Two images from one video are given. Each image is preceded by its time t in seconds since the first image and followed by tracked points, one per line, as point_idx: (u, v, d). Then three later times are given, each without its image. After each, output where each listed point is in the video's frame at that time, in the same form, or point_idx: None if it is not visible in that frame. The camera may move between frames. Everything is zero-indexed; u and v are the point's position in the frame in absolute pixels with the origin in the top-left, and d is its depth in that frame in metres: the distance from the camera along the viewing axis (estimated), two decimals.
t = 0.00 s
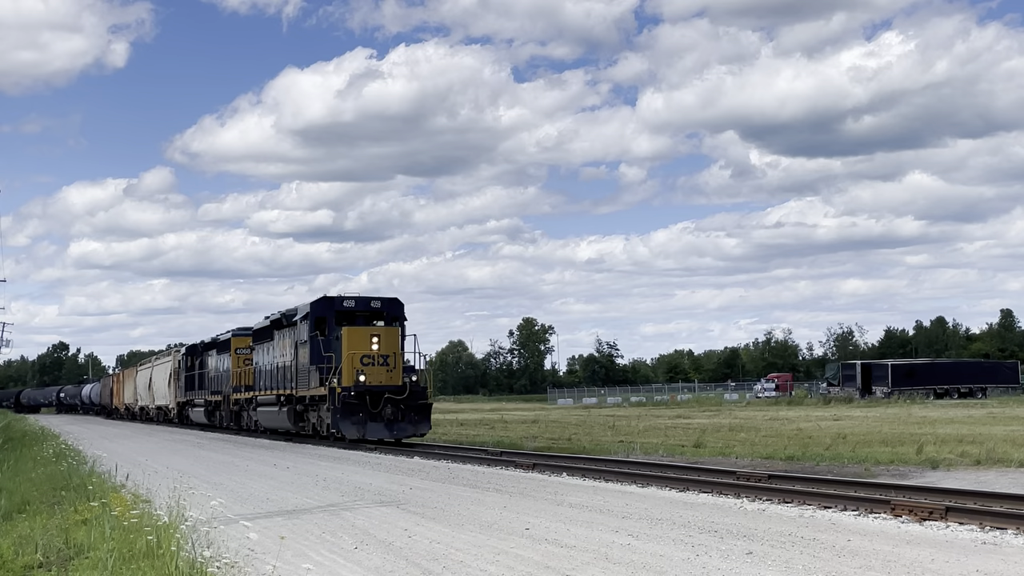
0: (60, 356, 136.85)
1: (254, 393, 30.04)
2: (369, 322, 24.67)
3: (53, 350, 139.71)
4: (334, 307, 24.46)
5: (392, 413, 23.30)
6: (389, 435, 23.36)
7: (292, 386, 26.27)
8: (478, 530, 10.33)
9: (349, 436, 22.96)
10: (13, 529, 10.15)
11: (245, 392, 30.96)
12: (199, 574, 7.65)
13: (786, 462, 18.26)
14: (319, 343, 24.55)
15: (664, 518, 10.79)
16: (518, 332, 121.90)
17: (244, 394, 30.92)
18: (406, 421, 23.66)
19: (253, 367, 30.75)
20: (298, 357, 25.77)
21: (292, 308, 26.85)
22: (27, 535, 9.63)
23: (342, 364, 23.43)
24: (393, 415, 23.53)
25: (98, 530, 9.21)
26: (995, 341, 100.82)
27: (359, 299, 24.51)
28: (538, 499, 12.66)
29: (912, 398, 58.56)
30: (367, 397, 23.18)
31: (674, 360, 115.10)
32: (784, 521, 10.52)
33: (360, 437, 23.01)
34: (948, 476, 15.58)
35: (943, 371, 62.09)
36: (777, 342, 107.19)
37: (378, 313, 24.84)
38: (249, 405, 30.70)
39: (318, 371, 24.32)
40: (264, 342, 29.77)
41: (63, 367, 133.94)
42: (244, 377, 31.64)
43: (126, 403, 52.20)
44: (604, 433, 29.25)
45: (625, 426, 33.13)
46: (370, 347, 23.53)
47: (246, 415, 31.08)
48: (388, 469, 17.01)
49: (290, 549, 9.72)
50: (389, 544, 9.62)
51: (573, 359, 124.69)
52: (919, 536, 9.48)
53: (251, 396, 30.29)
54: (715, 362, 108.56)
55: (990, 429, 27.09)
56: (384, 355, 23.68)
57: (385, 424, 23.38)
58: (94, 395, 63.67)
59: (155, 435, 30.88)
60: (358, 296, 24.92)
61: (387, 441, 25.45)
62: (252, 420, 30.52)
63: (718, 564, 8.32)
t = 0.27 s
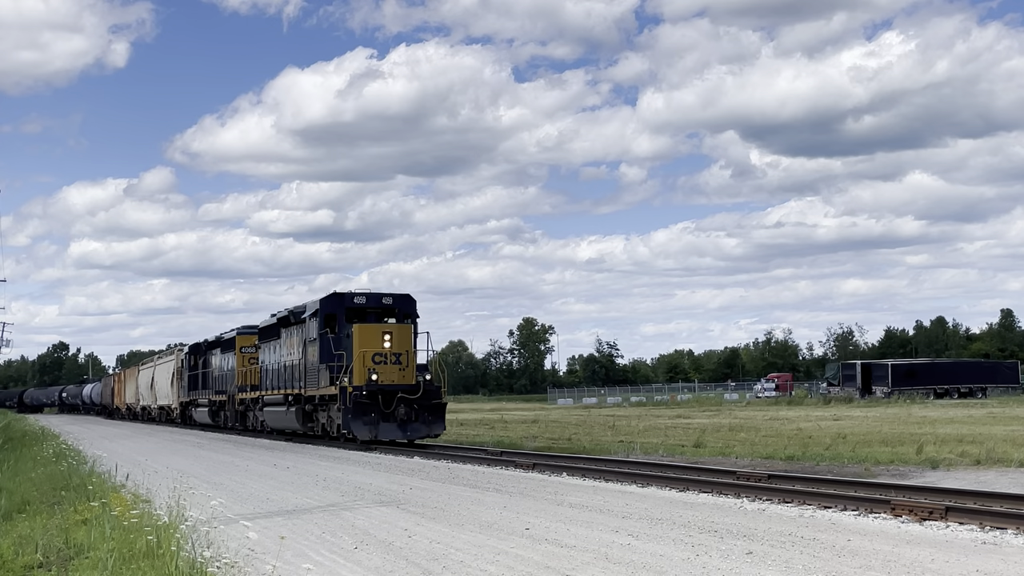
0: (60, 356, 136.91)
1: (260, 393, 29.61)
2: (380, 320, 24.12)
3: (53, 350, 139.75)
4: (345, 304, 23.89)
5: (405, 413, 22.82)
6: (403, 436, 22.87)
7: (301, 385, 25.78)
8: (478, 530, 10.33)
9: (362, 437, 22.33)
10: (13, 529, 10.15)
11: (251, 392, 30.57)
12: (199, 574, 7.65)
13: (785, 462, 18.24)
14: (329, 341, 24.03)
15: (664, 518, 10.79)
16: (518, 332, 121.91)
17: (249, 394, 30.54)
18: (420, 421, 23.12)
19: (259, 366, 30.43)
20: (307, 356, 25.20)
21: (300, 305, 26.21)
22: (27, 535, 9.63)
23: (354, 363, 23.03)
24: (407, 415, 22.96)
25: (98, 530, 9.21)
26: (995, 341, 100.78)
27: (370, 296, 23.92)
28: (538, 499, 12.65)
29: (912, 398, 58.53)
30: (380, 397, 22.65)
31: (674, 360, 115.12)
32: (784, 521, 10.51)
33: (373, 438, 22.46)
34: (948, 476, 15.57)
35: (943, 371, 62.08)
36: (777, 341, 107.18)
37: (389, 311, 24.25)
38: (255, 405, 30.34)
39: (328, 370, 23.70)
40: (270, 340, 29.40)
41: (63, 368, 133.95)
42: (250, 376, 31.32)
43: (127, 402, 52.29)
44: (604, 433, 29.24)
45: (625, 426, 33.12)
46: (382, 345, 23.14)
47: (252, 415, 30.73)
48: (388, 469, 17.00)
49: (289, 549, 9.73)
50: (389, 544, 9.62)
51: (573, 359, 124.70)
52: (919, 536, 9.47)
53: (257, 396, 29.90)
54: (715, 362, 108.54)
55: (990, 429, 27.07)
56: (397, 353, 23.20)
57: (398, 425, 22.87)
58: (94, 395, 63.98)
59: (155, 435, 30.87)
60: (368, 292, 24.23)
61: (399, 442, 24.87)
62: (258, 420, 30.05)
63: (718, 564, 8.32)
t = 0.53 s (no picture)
0: (60, 356, 136.91)
1: (266, 393, 29.06)
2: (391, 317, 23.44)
3: (52, 350, 139.80)
4: (355, 301, 23.24)
5: (419, 414, 22.29)
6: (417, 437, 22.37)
7: (309, 385, 25.18)
8: (478, 530, 10.33)
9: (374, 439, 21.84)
10: (14, 529, 10.15)
11: (258, 392, 30.12)
12: (199, 574, 7.65)
13: (785, 462, 18.24)
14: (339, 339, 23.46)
15: (664, 518, 10.79)
16: (518, 332, 121.91)
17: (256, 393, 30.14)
18: (434, 421, 22.63)
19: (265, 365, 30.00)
20: (315, 354, 24.60)
21: (309, 302, 25.63)
22: (27, 535, 9.63)
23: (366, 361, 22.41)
24: (421, 415, 22.42)
25: (98, 530, 9.21)
26: (994, 341, 100.76)
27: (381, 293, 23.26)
28: (538, 499, 12.65)
29: (912, 398, 58.53)
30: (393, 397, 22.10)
31: (674, 360, 115.17)
32: (784, 521, 10.52)
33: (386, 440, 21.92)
34: (948, 476, 15.56)
35: (943, 372, 62.08)
36: (777, 341, 107.18)
37: (402, 307, 23.64)
38: (261, 405, 29.87)
39: (338, 369, 23.14)
40: (277, 339, 28.92)
41: (63, 368, 133.96)
42: (256, 376, 30.97)
43: (128, 402, 52.38)
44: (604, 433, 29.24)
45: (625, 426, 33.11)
46: (395, 343, 22.58)
47: (258, 415, 30.28)
48: (388, 469, 17.00)
49: (289, 549, 9.72)
50: (389, 544, 9.62)
51: (573, 359, 124.68)
52: (919, 535, 9.48)
53: (264, 396, 29.37)
54: (715, 362, 108.55)
55: (990, 429, 27.07)
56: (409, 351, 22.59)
57: (412, 425, 22.36)
58: (95, 394, 64.23)
59: (155, 435, 30.84)
60: (380, 289, 23.65)
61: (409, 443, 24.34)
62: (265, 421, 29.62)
63: (718, 564, 8.32)
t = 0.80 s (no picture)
0: (60, 356, 136.92)
1: (273, 392, 28.51)
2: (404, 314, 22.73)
3: (52, 350, 139.94)
4: (367, 297, 22.56)
5: (435, 414, 21.31)
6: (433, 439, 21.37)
7: (318, 384, 24.40)
8: (478, 530, 10.33)
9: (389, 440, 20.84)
10: (13, 529, 10.15)
11: (264, 391, 29.60)
12: (199, 574, 7.64)
13: (786, 462, 18.23)
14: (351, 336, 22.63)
15: (664, 518, 10.79)
16: (518, 332, 121.96)
17: (262, 393, 29.60)
18: (450, 422, 21.67)
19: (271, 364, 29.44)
20: (325, 353, 23.75)
21: (317, 299, 24.81)
22: (27, 535, 9.63)
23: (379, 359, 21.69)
24: (437, 416, 21.43)
25: (98, 530, 9.21)
26: (994, 341, 100.78)
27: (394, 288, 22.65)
28: (538, 499, 12.64)
29: (912, 398, 58.53)
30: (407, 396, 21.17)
31: (674, 360, 115.19)
32: (784, 521, 10.51)
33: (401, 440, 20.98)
34: (948, 476, 15.55)
35: (943, 372, 62.08)
36: (777, 342, 107.17)
37: (415, 304, 22.92)
38: (268, 405, 29.45)
39: (350, 367, 22.31)
40: (283, 337, 28.24)
41: (63, 367, 134.06)
42: (263, 375, 30.59)
43: (130, 403, 52.45)
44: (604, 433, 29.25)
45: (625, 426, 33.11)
46: (408, 340, 21.86)
47: (266, 415, 29.77)
48: (388, 469, 16.99)
49: (289, 549, 9.72)
50: (389, 544, 9.62)
51: (573, 359, 124.71)
52: (919, 535, 9.48)
53: (270, 396, 28.86)
54: (715, 362, 108.58)
55: (990, 429, 27.06)
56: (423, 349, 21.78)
57: (428, 426, 21.38)
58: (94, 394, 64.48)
59: (155, 435, 30.85)
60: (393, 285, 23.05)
61: (424, 445, 23.36)
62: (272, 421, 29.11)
63: (717, 564, 8.32)
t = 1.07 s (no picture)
0: (60, 356, 137.00)
1: (280, 392, 28.05)
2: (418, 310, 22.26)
3: (52, 350, 140.01)
4: (380, 293, 22.06)
5: (452, 414, 20.77)
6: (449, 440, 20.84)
7: (328, 383, 23.88)
8: (477, 529, 10.34)
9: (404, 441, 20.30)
10: (14, 529, 10.16)
11: (271, 391, 29.14)
12: (199, 574, 7.66)
13: (785, 462, 18.25)
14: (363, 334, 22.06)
15: (664, 518, 10.80)
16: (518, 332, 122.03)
17: (269, 393, 29.16)
18: (467, 422, 21.12)
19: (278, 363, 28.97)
20: (336, 351, 23.17)
21: (327, 296, 24.23)
22: (27, 535, 9.64)
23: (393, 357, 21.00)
24: (453, 416, 20.90)
25: (98, 530, 9.22)
26: (994, 342, 100.79)
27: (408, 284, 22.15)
28: (538, 499, 12.66)
29: (912, 398, 58.55)
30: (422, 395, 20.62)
31: (674, 360, 115.18)
32: (784, 521, 10.52)
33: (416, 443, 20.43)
34: (948, 476, 15.57)
35: (943, 372, 62.07)
36: (777, 342, 107.18)
37: (429, 300, 22.44)
38: (274, 405, 29.04)
39: (364, 365, 21.75)
40: (290, 335, 27.80)
41: (63, 367, 134.09)
42: (269, 375, 30.17)
43: (131, 403, 52.54)
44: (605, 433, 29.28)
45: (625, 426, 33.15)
46: (423, 338, 21.18)
47: (272, 416, 29.32)
48: (388, 469, 17.01)
49: (289, 549, 9.73)
50: (389, 544, 9.63)
51: (573, 359, 124.77)
52: (919, 535, 9.48)
53: (277, 396, 28.41)
54: (715, 362, 108.61)
55: (990, 429, 27.09)
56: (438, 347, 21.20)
57: (444, 427, 20.83)
58: (95, 395, 64.62)
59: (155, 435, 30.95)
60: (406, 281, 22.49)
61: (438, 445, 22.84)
62: (279, 422, 28.64)
63: (717, 564, 8.32)
